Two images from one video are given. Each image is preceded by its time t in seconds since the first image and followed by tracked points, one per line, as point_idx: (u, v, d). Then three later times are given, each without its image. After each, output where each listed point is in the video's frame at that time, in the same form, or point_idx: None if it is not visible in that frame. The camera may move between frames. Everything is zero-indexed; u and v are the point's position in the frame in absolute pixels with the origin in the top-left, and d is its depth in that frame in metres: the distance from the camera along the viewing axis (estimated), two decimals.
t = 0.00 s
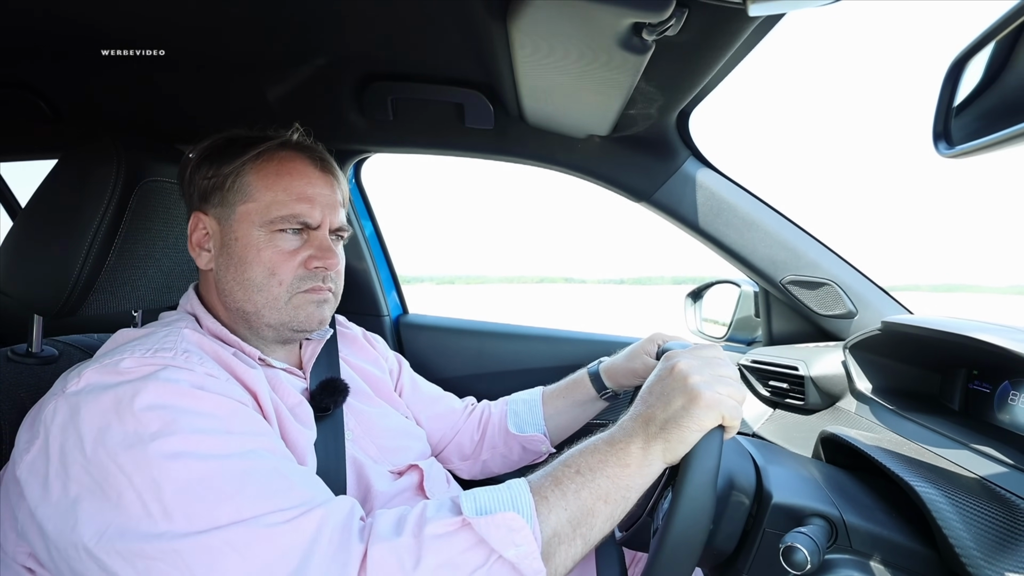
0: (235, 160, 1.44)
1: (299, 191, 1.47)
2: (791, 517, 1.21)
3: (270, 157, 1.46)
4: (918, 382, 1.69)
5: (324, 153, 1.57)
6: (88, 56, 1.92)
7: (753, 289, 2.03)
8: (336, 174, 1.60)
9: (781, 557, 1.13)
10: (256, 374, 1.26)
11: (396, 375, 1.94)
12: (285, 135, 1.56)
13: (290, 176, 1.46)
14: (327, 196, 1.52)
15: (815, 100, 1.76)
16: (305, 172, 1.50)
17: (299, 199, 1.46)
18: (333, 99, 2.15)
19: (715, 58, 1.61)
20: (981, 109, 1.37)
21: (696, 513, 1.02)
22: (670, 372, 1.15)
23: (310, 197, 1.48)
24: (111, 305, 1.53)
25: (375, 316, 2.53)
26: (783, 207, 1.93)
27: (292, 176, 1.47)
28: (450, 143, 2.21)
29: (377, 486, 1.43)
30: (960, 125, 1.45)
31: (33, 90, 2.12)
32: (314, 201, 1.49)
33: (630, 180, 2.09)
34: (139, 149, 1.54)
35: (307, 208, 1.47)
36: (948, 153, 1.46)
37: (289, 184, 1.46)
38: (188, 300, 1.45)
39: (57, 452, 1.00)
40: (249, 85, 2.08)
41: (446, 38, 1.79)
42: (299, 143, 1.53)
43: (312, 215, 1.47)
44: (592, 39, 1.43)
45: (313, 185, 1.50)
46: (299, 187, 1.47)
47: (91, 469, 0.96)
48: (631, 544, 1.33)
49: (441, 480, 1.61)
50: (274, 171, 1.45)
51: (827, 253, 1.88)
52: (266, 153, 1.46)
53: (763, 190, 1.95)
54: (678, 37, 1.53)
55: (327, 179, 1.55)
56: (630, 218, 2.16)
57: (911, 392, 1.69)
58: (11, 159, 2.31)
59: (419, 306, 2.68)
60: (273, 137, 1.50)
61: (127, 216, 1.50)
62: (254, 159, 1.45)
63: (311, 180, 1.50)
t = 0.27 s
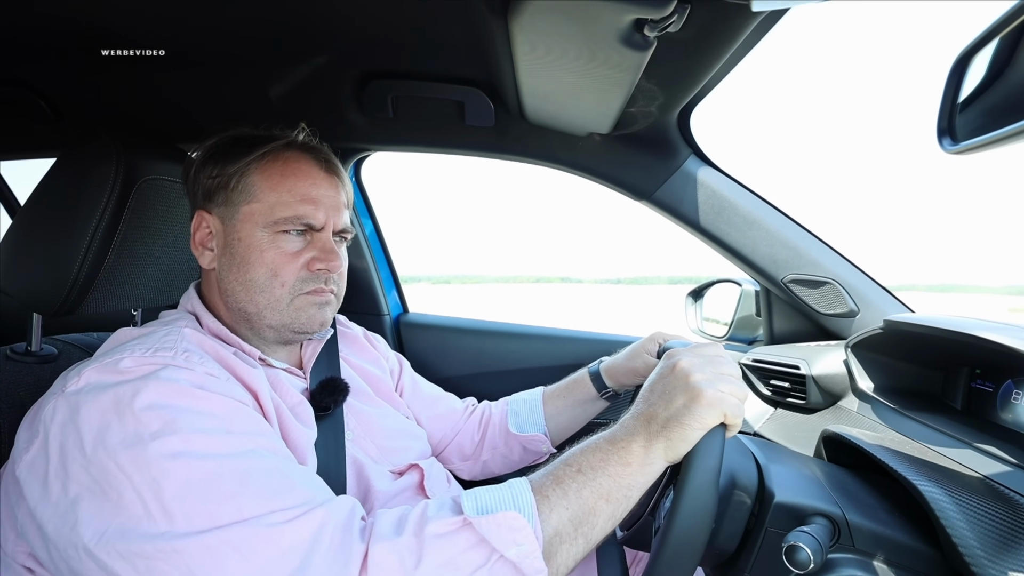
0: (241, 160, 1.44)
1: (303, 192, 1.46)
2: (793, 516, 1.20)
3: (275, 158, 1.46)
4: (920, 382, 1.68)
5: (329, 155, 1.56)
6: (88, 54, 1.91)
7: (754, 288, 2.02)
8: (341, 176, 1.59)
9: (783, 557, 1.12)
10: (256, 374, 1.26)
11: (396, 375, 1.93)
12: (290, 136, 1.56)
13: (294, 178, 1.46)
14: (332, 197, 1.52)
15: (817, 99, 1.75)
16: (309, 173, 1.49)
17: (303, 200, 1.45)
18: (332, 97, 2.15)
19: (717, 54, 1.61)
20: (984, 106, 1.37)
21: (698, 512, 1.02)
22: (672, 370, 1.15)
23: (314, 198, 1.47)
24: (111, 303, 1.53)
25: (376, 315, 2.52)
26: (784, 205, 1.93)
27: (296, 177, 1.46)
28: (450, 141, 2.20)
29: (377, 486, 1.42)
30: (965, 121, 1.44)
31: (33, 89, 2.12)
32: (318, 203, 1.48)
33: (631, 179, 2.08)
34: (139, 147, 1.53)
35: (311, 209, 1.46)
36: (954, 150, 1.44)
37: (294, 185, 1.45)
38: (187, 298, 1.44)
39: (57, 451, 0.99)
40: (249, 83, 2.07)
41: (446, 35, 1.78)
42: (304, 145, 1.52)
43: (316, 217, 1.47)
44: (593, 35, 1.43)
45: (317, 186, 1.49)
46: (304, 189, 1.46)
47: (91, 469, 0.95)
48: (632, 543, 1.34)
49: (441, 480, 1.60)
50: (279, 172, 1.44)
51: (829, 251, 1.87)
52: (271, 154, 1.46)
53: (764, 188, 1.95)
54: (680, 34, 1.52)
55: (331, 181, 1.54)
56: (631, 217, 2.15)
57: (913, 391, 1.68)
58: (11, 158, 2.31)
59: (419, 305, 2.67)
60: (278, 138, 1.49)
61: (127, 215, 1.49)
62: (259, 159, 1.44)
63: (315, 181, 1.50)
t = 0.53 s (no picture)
0: (235, 161, 1.45)
1: (298, 192, 1.47)
2: (790, 515, 1.21)
3: (270, 158, 1.46)
4: (918, 381, 1.69)
5: (324, 155, 1.57)
6: (88, 56, 1.92)
7: (753, 288, 2.03)
8: (336, 176, 1.60)
9: (780, 556, 1.13)
10: (256, 374, 1.26)
11: (396, 375, 1.94)
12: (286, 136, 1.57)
13: (289, 178, 1.47)
14: (327, 197, 1.52)
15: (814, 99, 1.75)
16: (304, 173, 1.50)
17: (298, 200, 1.46)
18: (332, 98, 2.16)
19: (716, 55, 1.61)
20: (984, 105, 1.37)
21: (695, 510, 1.02)
22: (669, 369, 1.16)
23: (309, 198, 1.48)
24: (112, 304, 1.54)
25: (376, 316, 2.53)
26: (782, 206, 1.93)
27: (291, 178, 1.47)
28: (449, 142, 2.21)
29: (376, 485, 1.43)
30: (965, 120, 1.44)
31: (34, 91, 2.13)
32: (313, 203, 1.49)
33: (630, 179, 2.09)
34: (139, 147, 1.54)
35: (306, 209, 1.47)
36: (948, 149, 1.53)
37: (289, 186, 1.46)
38: (188, 299, 1.45)
39: (58, 452, 1.00)
40: (249, 84, 2.08)
41: (445, 37, 1.79)
42: (299, 145, 1.53)
43: (312, 217, 1.47)
44: (591, 37, 1.44)
45: (312, 186, 1.50)
46: (299, 189, 1.47)
47: (92, 469, 0.96)
48: (630, 542, 1.35)
49: (440, 479, 1.61)
50: (274, 172, 1.45)
51: (827, 251, 1.87)
52: (266, 154, 1.47)
53: (762, 188, 1.95)
54: (676, 35, 1.53)
55: (327, 181, 1.55)
56: (630, 217, 2.15)
57: (911, 391, 1.69)
58: (12, 159, 2.31)
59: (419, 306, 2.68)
60: (273, 138, 1.50)
61: (128, 215, 1.50)
62: (254, 160, 1.45)
63: (311, 181, 1.50)
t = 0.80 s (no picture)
0: (238, 163, 1.45)
1: (300, 194, 1.47)
2: (793, 518, 1.21)
3: (272, 160, 1.47)
4: (919, 385, 1.69)
5: (327, 157, 1.57)
6: (92, 57, 1.92)
7: (754, 290, 2.03)
8: (339, 178, 1.60)
9: (783, 559, 1.13)
10: (260, 376, 1.27)
11: (399, 377, 1.94)
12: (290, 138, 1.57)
13: (291, 180, 1.47)
14: (329, 199, 1.52)
15: (817, 103, 1.76)
16: (307, 175, 1.50)
17: (300, 202, 1.46)
18: (335, 100, 2.16)
19: (719, 60, 1.61)
20: (984, 112, 1.38)
21: (699, 512, 1.03)
22: (674, 371, 1.16)
23: (311, 200, 1.48)
24: (116, 305, 1.54)
25: (378, 317, 2.53)
26: (784, 209, 1.93)
27: (294, 180, 1.47)
28: (452, 145, 2.21)
29: (379, 487, 1.43)
30: (965, 126, 1.45)
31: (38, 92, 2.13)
32: (315, 205, 1.49)
33: (633, 182, 2.09)
34: (143, 149, 1.55)
35: (308, 211, 1.47)
36: (953, 156, 1.46)
37: (291, 187, 1.46)
38: (192, 301, 1.45)
39: (64, 453, 1.00)
40: (252, 86, 2.08)
41: (449, 40, 1.79)
42: (302, 147, 1.53)
43: (313, 219, 1.47)
44: (597, 42, 1.44)
45: (314, 188, 1.50)
46: (301, 191, 1.47)
47: (99, 470, 0.96)
48: (633, 544, 1.35)
49: (443, 481, 1.61)
50: (276, 174, 1.45)
51: (828, 254, 1.88)
52: (268, 156, 1.47)
53: (764, 191, 1.96)
54: (681, 40, 1.53)
55: (329, 183, 1.55)
56: (633, 220, 2.16)
57: (912, 394, 1.69)
58: (15, 160, 2.31)
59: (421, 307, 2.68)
60: (275, 140, 1.50)
61: (132, 216, 1.50)
62: (256, 162, 1.45)
63: (313, 184, 1.50)
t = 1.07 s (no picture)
0: (246, 163, 1.45)
1: (309, 196, 1.47)
2: (795, 521, 1.22)
3: (282, 161, 1.47)
4: (920, 389, 1.69)
5: (335, 159, 1.57)
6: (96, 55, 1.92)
7: (756, 293, 2.04)
8: (346, 180, 1.60)
9: (785, 562, 1.14)
10: (264, 376, 1.27)
11: (400, 378, 1.95)
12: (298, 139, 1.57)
13: (300, 182, 1.47)
14: (337, 201, 1.53)
15: (821, 108, 1.76)
16: (316, 177, 1.50)
17: (308, 204, 1.46)
18: (338, 101, 2.16)
19: (724, 64, 1.62)
20: (985, 119, 1.38)
21: (702, 515, 1.03)
22: (677, 374, 1.16)
23: (320, 202, 1.48)
24: (117, 303, 1.54)
25: (379, 316, 2.54)
26: (786, 212, 1.94)
27: (302, 181, 1.47)
28: (455, 145, 2.21)
29: (381, 488, 1.44)
30: (967, 133, 1.45)
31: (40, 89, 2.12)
32: (323, 207, 1.49)
33: (636, 184, 2.10)
34: (145, 147, 1.53)
35: (316, 213, 1.47)
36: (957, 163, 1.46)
37: (300, 189, 1.46)
38: (195, 300, 1.45)
39: (69, 453, 1.00)
40: (255, 85, 2.08)
41: (454, 41, 1.79)
42: (311, 148, 1.53)
43: (321, 221, 1.48)
44: (604, 46, 1.45)
45: (323, 190, 1.50)
46: (310, 193, 1.47)
47: (103, 470, 0.96)
48: (634, 546, 1.35)
49: (444, 482, 1.61)
50: (284, 175, 1.45)
51: (830, 258, 1.88)
52: (278, 157, 1.47)
53: (767, 195, 1.96)
54: (687, 45, 1.54)
55: (337, 185, 1.55)
56: (635, 222, 2.16)
57: (913, 398, 1.70)
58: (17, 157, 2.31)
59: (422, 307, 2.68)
60: (284, 141, 1.50)
61: (135, 216, 1.50)
62: (266, 163, 1.45)
63: (321, 185, 1.50)
